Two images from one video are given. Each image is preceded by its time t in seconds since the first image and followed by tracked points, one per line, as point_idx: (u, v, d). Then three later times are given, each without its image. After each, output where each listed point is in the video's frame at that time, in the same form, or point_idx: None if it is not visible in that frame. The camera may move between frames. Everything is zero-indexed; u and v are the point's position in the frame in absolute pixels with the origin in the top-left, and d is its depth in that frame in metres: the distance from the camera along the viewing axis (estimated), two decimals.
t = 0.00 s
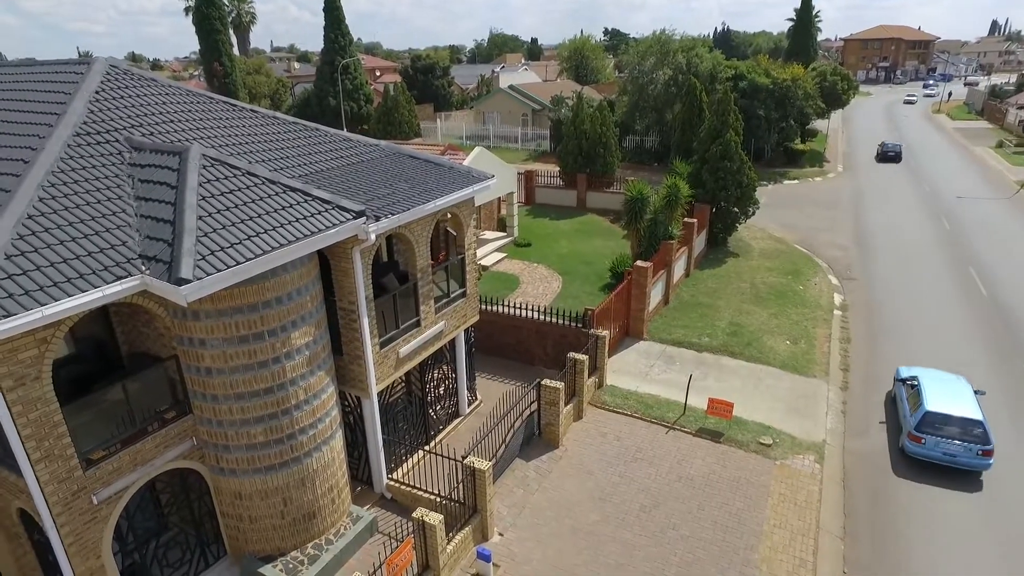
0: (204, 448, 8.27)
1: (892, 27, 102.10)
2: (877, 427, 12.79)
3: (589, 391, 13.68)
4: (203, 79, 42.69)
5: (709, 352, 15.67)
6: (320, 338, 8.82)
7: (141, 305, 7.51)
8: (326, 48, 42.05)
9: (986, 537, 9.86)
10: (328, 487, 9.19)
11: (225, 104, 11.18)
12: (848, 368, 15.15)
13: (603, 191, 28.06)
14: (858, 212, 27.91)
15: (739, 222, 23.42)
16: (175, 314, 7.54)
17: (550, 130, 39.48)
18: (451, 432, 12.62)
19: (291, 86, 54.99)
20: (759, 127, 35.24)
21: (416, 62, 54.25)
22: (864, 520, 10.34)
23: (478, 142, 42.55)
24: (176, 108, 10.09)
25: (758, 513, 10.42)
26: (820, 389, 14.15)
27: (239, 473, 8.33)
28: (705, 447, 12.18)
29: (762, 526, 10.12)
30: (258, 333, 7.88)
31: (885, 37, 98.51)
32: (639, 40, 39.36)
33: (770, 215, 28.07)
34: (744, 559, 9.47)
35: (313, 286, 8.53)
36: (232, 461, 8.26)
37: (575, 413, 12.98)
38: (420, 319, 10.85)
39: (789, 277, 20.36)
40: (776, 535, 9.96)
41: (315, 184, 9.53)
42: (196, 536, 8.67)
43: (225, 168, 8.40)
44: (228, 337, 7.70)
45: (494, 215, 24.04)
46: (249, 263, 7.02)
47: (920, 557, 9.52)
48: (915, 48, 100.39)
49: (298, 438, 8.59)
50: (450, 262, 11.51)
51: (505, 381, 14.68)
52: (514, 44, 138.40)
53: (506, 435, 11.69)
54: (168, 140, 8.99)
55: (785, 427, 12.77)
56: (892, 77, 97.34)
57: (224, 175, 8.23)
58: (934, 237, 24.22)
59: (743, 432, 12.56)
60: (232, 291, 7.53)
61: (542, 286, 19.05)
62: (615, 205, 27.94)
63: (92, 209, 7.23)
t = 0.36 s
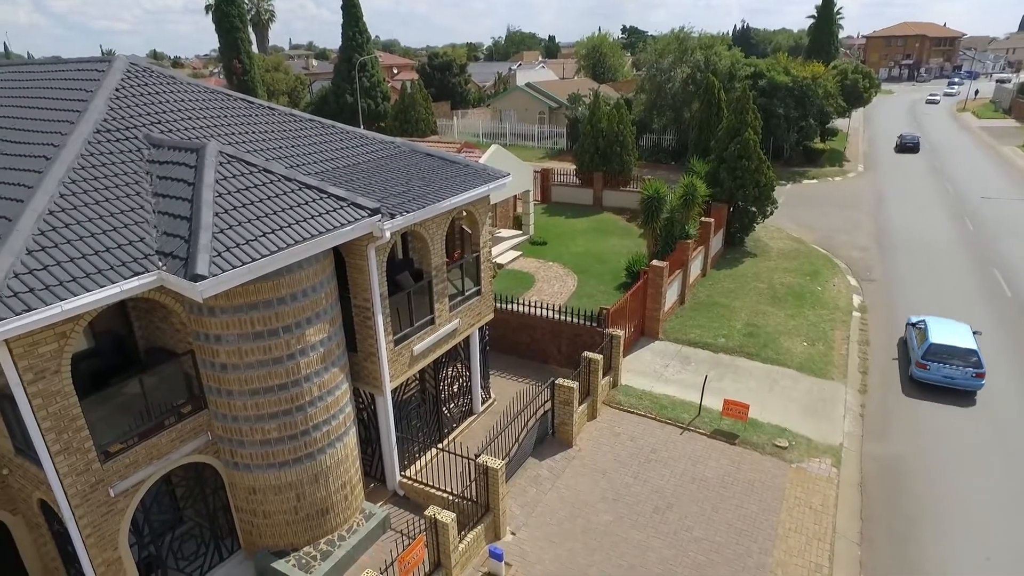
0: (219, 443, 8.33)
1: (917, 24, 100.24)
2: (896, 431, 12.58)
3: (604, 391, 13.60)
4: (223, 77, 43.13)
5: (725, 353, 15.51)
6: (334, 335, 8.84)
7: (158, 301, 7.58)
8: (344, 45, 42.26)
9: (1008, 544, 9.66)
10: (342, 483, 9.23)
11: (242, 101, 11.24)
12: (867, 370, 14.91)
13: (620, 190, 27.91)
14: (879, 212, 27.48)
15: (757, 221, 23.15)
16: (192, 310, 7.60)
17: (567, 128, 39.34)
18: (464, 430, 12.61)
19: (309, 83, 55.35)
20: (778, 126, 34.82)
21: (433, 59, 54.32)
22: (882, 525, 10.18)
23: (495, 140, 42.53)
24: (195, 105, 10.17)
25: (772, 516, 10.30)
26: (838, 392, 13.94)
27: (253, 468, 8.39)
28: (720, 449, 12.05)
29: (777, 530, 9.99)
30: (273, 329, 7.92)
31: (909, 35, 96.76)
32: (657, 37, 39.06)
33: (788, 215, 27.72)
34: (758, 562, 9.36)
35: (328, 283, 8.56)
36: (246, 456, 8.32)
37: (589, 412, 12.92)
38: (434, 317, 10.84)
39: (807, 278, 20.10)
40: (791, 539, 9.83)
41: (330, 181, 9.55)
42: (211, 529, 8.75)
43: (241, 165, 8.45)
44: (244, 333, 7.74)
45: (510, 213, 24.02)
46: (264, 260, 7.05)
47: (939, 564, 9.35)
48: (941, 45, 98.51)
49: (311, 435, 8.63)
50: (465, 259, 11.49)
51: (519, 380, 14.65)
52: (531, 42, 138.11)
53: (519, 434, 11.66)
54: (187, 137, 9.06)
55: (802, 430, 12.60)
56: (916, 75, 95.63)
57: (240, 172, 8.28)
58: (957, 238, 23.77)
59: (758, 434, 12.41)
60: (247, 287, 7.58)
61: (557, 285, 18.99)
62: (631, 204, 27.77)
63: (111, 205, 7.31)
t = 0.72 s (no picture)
0: (234, 438, 8.37)
1: (942, 21, 98.34)
2: (916, 435, 12.34)
3: (618, 390, 13.51)
4: (242, 74, 43.53)
5: (742, 354, 15.33)
6: (349, 332, 8.85)
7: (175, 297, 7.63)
8: (362, 43, 42.47)
9: None
10: (355, 480, 9.24)
11: (260, 99, 11.28)
12: (887, 373, 14.65)
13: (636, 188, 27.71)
14: (901, 213, 26.98)
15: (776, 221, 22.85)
16: (208, 306, 7.64)
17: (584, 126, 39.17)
18: (478, 429, 12.59)
19: (327, 80, 55.68)
20: (798, 125, 34.38)
21: (450, 56, 54.36)
22: (900, 531, 9.98)
23: (511, 138, 42.47)
24: (214, 103, 10.23)
25: (788, 520, 10.15)
26: (856, 395, 13.71)
27: (267, 464, 8.43)
28: (735, 451, 11.91)
29: (792, 534, 9.85)
30: (288, 326, 7.94)
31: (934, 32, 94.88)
32: (676, 35, 38.71)
33: (807, 215, 27.33)
34: (772, 566, 9.23)
35: (342, 280, 8.56)
36: (261, 452, 8.36)
37: (603, 412, 12.83)
38: (449, 315, 10.81)
39: (826, 279, 19.81)
40: (807, 543, 9.68)
41: (346, 179, 9.56)
42: (225, 524, 8.81)
43: (259, 162, 8.48)
44: (259, 329, 7.77)
45: (526, 212, 23.97)
46: (279, 257, 7.06)
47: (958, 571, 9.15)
48: (967, 42, 96.56)
49: (325, 431, 8.66)
50: (481, 257, 11.46)
51: (533, 379, 14.60)
52: (548, 39, 137.65)
53: (533, 433, 11.63)
54: (205, 134, 9.11)
55: (819, 433, 12.42)
56: (940, 73, 93.87)
57: (257, 169, 8.31)
58: (981, 239, 23.28)
59: (775, 437, 12.24)
60: (263, 284, 7.60)
61: (572, 284, 18.90)
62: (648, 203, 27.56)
63: (129, 201, 7.36)
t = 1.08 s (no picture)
0: (249, 433, 8.41)
1: (968, 18, 96.35)
2: (937, 440, 12.10)
3: (633, 390, 13.41)
4: (261, 71, 43.87)
5: (759, 355, 15.14)
6: (364, 330, 8.86)
7: (192, 293, 7.67)
8: (379, 40, 42.57)
9: None
10: (369, 477, 9.26)
11: (278, 95, 11.31)
12: (907, 377, 14.38)
13: (653, 187, 27.50)
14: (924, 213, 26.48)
15: (795, 221, 22.54)
16: (224, 301, 7.67)
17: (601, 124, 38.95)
18: (492, 427, 12.57)
19: (345, 78, 55.92)
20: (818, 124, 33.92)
21: (467, 54, 54.36)
22: (920, 538, 9.78)
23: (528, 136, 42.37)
24: (232, 99, 10.28)
25: (804, 524, 9.99)
26: (876, 398, 13.47)
27: (282, 460, 8.47)
28: (751, 453, 11.77)
29: (809, 538, 9.70)
30: (304, 323, 7.96)
31: (960, 29, 92.93)
32: (694, 32, 38.33)
33: (826, 215, 26.94)
34: (788, 571, 9.09)
35: (358, 277, 8.57)
36: (276, 448, 8.39)
37: (617, 412, 12.74)
38: (464, 313, 10.79)
39: (845, 280, 19.51)
40: (823, 548, 9.52)
41: (362, 176, 9.56)
42: (240, 518, 8.85)
43: (276, 159, 8.50)
44: (275, 326, 7.79)
45: (542, 210, 23.90)
46: (296, 254, 7.07)
47: None
48: (994, 39, 94.49)
49: (340, 428, 8.67)
50: (496, 256, 11.42)
51: (547, 378, 14.55)
52: (566, 37, 137.10)
53: (547, 432, 11.58)
54: (222, 131, 9.16)
55: (837, 436, 12.22)
56: (966, 71, 91.99)
57: (274, 166, 8.33)
58: (1006, 241, 22.77)
59: (792, 439, 12.07)
60: (279, 280, 7.62)
61: (588, 282, 18.80)
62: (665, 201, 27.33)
63: (148, 197, 7.42)
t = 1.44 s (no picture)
0: (266, 427, 8.50)
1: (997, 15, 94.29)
2: (958, 445, 11.87)
3: (649, 390, 13.33)
4: (280, 68, 44.23)
5: (776, 357, 14.97)
6: (380, 326, 8.89)
7: (210, 287, 7.74)
8: (398, 37, 42.71)
9: None
10: (383, 473, 9.30)
11: (296, 92, 11.37)
12: (927, 380, 14.14)
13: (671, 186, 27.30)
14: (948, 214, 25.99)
15: (814, 221, 22.23)
16: (242, 296, 7.74)
17: (619, 123, 38.75)
18: (506, 425, 12.56)
19: (363, 76, 56.18)
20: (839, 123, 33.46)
21: (485, 52, 54.34)
22: (940, 545, 9.61)
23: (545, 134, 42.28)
24: (252, 96, 10.36)
25: (821, 527, 9.87)
26: (895, 402, 13.26)
27: (297, 454, 8.53)
28: (767, 455, 11.64)
29: (825, 542, 9.56)
30: (321, 318, 8.01)
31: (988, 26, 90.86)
32: (714, 30, 37.98)
33: (847, 215, 26.54)
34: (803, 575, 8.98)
35: (375, 274, 8.60)
36: (292, 442, 8.46)
37: (633, 412, 12.67)
38: (480, 311, 10.79)
39: (865, 281, 19.22)
40: (840, 552, 9.38)
41: (380, 173, 9.58)
42: (256, 511, 8.94)
43: (294, 155, 8.55)
44: (292, 321, 7.84)
45: (558, 208, 23.85)
46: (313, 250, 7.10)
47: None
48: (1023, 37, 92.37)
49: (355, 424, 8.72)
50: (513, 254, 11.40)
51: (562, 376, 14.51)
52: (585, 35, 136.64)
53: (561, 431, 11.56)
54: (242, 127, 9.24)
55: (855, 439, 12.05)
56: (993, 69, 90.07)
57: (292, 163, 8.38)
58: None
59: (809, 442, 11.91)
60: (297, 276, 7.67)
61: (604, 281, 18.72)
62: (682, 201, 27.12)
63: (169, 193, 7.51)
